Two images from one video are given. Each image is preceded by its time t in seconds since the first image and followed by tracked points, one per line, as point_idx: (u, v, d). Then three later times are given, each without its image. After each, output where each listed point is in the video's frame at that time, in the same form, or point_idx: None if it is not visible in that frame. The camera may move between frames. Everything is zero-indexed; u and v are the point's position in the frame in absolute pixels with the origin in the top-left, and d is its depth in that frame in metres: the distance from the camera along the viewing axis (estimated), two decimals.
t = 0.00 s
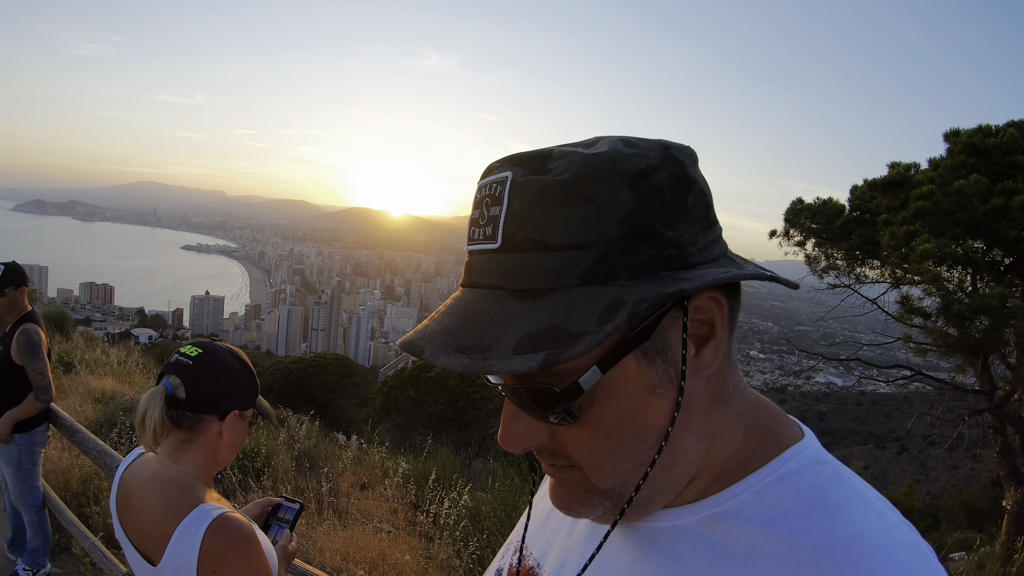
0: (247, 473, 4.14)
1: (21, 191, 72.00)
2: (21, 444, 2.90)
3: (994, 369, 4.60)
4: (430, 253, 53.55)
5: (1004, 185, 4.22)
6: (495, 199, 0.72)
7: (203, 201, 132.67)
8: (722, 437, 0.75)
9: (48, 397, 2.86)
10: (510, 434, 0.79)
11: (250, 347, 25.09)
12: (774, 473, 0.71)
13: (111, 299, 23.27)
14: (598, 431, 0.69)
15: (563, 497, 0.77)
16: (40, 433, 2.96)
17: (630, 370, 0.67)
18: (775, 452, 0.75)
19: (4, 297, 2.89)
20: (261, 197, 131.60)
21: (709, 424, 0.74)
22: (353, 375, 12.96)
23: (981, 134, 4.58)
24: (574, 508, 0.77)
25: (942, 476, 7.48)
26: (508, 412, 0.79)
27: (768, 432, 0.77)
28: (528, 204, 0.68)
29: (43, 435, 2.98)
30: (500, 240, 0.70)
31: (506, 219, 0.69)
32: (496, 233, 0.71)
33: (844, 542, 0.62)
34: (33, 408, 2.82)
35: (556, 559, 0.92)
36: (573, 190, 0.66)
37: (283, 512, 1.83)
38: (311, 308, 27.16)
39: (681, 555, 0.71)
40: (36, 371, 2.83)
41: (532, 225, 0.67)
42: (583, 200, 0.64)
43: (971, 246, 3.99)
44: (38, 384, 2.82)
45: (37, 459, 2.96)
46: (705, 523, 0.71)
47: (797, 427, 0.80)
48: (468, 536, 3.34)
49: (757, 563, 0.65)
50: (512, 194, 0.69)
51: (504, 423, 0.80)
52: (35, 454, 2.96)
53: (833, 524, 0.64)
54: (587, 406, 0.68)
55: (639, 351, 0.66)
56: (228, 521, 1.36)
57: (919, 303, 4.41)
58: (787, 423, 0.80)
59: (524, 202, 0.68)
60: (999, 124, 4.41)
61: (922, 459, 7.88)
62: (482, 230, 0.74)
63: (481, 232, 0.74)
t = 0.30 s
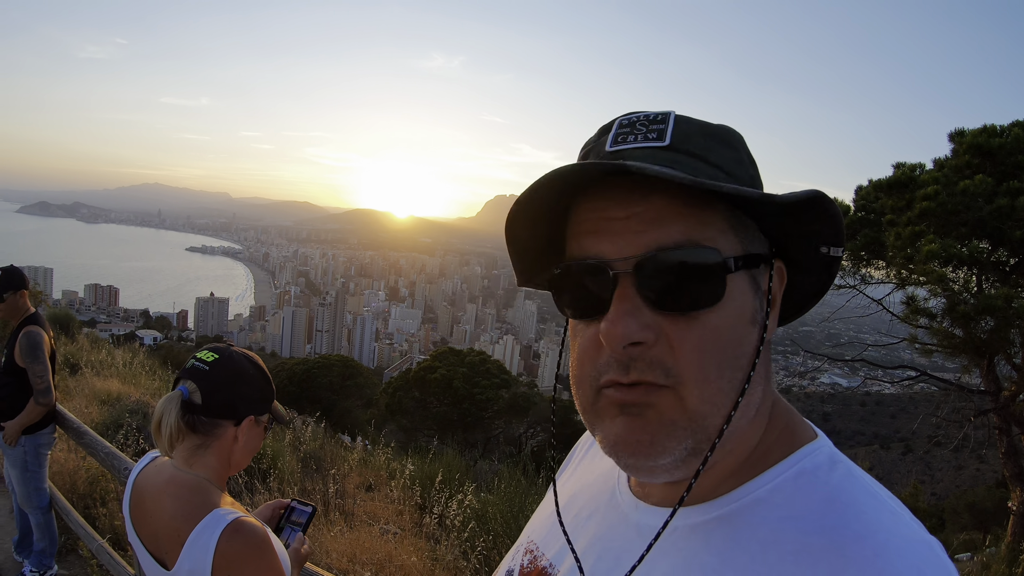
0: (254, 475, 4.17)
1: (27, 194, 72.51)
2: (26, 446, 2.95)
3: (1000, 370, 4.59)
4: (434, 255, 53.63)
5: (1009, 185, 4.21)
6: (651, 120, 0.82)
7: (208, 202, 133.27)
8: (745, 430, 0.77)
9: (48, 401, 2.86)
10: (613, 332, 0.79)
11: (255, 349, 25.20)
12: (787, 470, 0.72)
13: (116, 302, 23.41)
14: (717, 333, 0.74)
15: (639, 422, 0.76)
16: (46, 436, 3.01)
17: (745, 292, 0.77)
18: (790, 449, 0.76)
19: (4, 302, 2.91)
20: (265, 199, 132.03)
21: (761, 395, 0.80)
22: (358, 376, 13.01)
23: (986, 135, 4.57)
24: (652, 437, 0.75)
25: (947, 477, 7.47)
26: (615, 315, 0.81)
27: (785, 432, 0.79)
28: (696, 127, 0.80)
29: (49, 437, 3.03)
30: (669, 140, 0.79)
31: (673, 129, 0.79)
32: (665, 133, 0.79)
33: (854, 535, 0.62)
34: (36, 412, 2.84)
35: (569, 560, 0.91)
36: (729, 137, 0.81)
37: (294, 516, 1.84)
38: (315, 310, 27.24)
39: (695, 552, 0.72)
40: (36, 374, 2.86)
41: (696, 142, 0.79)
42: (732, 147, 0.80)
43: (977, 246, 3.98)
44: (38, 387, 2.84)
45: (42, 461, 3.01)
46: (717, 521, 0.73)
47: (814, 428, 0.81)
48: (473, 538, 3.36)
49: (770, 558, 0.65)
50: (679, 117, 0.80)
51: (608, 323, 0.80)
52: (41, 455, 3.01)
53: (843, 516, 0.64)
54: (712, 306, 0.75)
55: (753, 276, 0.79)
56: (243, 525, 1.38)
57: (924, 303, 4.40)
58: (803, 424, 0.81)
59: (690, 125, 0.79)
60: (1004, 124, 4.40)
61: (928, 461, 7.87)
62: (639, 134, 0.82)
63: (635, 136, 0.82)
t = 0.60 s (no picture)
0: (250, 478, 4.13)
1: (27, 197, 72.43)
2: (18, 452, 2.92)
3: (999, 368, 4.56)
4: (433, 256, 53.60)
5: (1008, 183, 4.18)
6: (672, 135, 0.78)
7: (207, 205, 133.16)
8: (739, 449, 0.75)
9: (28, 410, 2.84)
10: (629, 326, 0.74)
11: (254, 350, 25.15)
12: (777, 489, 0.69)
13: (115, 304, 23.36)
14: (731, 341, 0.71)
15: (650, 425, 0.71)
16: (38, 440, 3.00)
17: (754, 304, 0.75)
18: (781, 469, 0.73)
19: None
20: (264, 200, 131.90)
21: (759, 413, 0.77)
22: (357, 378, 12.97)
23: (983, 133, 4.56)
24: (664, 441, 0.71)
25: (947, 476, 7.45)
26: (630, 310, 0.76)
27: (775, 451, 0.76)
28: (716, 146, 0.78)
29: (41, 442, 3.01)
30: (691, 153, 0.75)
31: (696, 144, 0.76)
32: (688, 147, 0.76)
33: (849, 556, 0.59)
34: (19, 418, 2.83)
35: None
36: (741, 160, 0.80)
37: (282, 523, 1.80)
38: (315, 311, 27.20)
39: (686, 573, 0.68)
40: (16, 383, 2.81)
41: (716, 160, 0.76)
42: (745, 167, 0.78)
43: (975, 245, 3.94)
44: (18, 396, 2.81)
45: (36, 466, 2.98)
46: (712, 539, 0.69)
47: (803, 450, 0.79)
48: (469, 541, 3.32)
49: None
50: (700, 135, 0.78)
51: (624, 317, 0.76)
52: (34, 461, 2.98)
53: (839, 536, 0.61)
54: (726, 313, 0.72)
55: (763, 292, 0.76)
56: (220, 536, 1.35)
57: (922, 302, 4.37)
58: (793, 445, 0.79)
59: (713, 144, 0.77)
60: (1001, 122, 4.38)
61: (929, 459, 7.85)
62: (662, 146, 0.77)
63: (658, 147, 0.77)
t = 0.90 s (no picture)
0: (251, 475, 4.11)
1: (30, 197, 72.58)
2: (11, 449, 2.92)
3: (1001, 365, 4.54)
4: (436, 253, 53.55)
5: (1009, 178, 4.15)
6: (654, 126, 0.77)
7: (209, 204, 133.25)
8: (719, 447, 0.74)
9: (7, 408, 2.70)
10: (610, 318, 0.73)
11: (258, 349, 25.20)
12: (760, 486, 0.68)
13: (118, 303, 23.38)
14: (713, 335, 0.70)
15: (631, 418, 0.70)
16: (31, 437, 2.99)
17: (737, 298, 0.74)
18: (760, 466, 0.72)
19: None
20: (267, 199, 131.84)
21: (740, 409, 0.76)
22: (360, 376, 12.96)
23: (985, 128, 4.53)
24: (643, 436, 0.70)
25: (950, 472, 7.42)
26: (610, 303, 0.75)
27: (755, 450, 0.75)
28: (698, 139, 0.77)
29: (34, 439, 3.01)
30: (673, 144, 0.74)
31: (678, 136, 0.75)
32: (670, 138, 0.75)
33: (832, 554, 0.58)
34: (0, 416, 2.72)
35: None
36: (724, 153, 0.79)
37: (271, 518, 1.80)
38: (318, 310, 27.21)
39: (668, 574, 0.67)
40: None
41: (699, 152, 0.75)
42: (728, 161, 0.78)
43: (976, 241, 3.91)
44: None
45: (30, 462, 2.98)
46: (693, 539, 0.67)
47: (781, 449, 0.78)
48: (467, 539, 3.31)
49: None
50: (682, 127, 0.77)
51: (604, 308, 0.74)
52: (28, 457, 2.98)
53: (821, 535, 0.60)
54: (709, 306, 0.71)
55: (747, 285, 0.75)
56: (204, 528, 1.35)
57: (923, 299, 4.33)
58: (771, 443, 0.78)
59: (695, 136, 0.77)
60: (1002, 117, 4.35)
61: (933, 456, 7.81)
62: (644, 135, 0.76)
63: (639, 136, 0.76)
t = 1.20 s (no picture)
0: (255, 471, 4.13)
1: (38, 195, 73.00)
2: (9, 443, 2.95)
3: (1007, 364, 4.52)
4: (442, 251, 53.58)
5: (1016, 176, 4.13)
6: (629, 113, 0.77)
7: (215, 201, 133.79)
8: (705, 439, 0.74)
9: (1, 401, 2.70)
10: (586, 313, 0.73)
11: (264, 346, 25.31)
12: (746, 477, 0.68)
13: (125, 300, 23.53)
14: (693, 326, 0.70)
15: (611, 416, 0.71)
16: (28, 432, 3.01)
17: (718, 286, 0.74)
18: (747, 457, 0.73)
19: None
20: (271, 197, 131.92)
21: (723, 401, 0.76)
22: (366, 373, 12.99)
23: (991, 125, 4.50)
24: (624, 432, 0.71)
25: (956, 471, 7.38)
26: (586, 298, 0.75)
27: (741, 440, 0.76)
28: (673, 125, 0.77)
29: (32, 433, 3.03)
30: (649, 131, 0.74)
31: (654, 124, 0.75)
32: (645, 125, 0.75)
33: (818, 546, 0.58)
34: None
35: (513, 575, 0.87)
36: (702, 138, 0.79)
37: (268, 510, 1.81)
38: (324, 307, 27.29)
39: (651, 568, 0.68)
40: None
41: (675, 139, 0.75)
42: (706, 147, 0.78)
43: (981, 239, 3.90)
44: None
45: (28, 456, 3.00)
46: (676, 532, 0.68)
47: (768, 439, 0.78)
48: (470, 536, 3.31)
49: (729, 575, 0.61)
50: (658, 113, 0.77)
51: (580, 303, 0.74)
52: (26, 451, 3.00)
53: (807, 526, 0.60)
54: (688, 296, 0.71)
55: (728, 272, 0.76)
56: (203, 518, 1.36)
57: (928, 296, 4.31)
58: (757, 433, 0.79)
59: (670, 122, 0.77)
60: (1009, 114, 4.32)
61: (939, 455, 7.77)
62: (619, 124, 0.76)
63: (614, 125, 0.76)
